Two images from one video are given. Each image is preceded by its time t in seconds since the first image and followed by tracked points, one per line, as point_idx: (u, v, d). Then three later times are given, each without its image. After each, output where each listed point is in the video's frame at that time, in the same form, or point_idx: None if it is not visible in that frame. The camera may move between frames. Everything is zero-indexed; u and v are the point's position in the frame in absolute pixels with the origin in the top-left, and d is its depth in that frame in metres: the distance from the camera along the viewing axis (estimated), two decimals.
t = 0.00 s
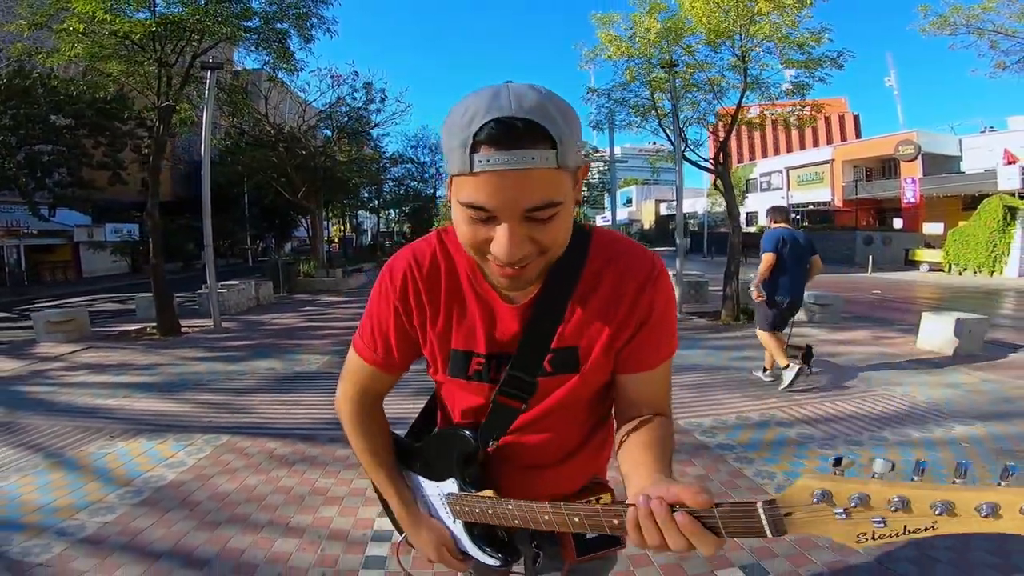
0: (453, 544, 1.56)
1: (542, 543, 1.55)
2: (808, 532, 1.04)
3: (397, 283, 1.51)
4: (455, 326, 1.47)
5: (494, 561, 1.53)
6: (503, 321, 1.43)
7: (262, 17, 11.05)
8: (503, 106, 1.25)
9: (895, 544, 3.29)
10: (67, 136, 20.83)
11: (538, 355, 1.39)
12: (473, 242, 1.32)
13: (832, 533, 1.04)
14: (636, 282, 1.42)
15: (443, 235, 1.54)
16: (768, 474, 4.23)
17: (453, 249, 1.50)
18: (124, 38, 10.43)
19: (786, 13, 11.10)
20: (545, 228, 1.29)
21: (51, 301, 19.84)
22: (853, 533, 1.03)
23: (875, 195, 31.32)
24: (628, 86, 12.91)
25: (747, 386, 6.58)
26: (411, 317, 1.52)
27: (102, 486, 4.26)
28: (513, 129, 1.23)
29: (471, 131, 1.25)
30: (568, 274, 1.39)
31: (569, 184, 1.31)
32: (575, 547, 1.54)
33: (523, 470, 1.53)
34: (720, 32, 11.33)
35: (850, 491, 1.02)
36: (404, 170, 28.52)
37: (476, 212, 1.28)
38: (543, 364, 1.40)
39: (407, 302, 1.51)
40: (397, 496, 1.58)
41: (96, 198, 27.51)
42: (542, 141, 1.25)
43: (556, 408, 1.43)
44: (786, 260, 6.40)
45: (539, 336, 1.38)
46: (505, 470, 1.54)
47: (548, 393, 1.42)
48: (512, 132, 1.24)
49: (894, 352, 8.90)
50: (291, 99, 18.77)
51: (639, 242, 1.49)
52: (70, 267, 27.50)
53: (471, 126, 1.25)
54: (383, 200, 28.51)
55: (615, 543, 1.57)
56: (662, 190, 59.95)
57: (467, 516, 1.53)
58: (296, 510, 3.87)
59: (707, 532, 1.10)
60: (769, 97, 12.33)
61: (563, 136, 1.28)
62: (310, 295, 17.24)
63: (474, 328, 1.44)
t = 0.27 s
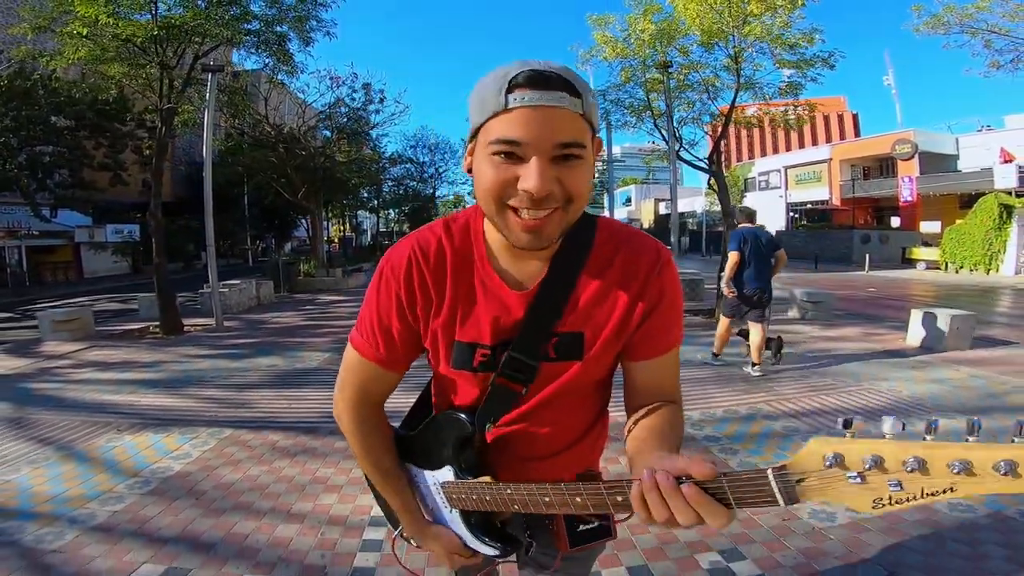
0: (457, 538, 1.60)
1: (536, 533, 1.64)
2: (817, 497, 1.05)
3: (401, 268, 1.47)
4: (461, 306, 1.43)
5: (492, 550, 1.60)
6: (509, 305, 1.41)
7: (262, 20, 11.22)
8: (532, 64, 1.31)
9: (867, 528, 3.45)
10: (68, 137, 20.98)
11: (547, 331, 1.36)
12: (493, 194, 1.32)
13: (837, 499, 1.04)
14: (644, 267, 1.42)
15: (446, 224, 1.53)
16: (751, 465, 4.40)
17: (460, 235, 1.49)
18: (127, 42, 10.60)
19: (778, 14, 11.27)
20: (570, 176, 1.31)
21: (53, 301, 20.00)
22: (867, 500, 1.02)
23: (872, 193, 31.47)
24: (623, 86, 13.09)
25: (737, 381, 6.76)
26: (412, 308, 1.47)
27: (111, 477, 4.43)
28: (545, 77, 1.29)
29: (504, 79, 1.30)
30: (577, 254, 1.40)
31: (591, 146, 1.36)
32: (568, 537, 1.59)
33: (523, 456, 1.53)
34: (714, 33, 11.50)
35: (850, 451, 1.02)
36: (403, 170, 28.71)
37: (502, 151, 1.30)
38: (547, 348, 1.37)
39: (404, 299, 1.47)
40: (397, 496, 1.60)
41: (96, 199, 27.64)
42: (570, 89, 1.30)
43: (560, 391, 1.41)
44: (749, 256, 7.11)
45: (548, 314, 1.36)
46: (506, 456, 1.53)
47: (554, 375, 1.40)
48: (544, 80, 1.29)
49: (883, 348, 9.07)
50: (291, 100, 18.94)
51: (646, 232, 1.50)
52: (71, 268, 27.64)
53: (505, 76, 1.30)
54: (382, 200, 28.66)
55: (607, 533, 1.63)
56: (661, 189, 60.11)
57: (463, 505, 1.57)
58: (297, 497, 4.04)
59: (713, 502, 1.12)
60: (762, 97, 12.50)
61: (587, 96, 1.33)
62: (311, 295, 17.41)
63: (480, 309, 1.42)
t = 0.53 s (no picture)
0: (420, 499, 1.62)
1: (529, 531, 1.72)
2: (744, 285, 1.34)
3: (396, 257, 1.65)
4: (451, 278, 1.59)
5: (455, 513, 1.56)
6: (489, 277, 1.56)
7: (265, 22, 11.40)
8: (512, 91, 1.45)
9: (841, 518, 3.62)
10: (71, 136, 21.16)
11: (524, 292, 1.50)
12: (477, 204, 1.49)
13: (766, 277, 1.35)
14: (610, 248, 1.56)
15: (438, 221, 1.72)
16: (735, 458, 4.57)
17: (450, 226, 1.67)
18: (132, 44, 10.77)
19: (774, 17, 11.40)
20: (534, 194, 1.48)
21: (57, 299, 20.19)
22: (777, 273, 1.35)
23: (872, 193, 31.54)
24: (622, 87, 13.23)
25: (728, 377, 6.94)
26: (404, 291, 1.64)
27: (122, 467, 4.62)
28: (519, 108, 1.43)
29: (486, 110, 1.45)
30: (553, 234, 1.55)
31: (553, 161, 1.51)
32: (564, 537, 1.60)
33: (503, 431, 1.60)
34: (710, 35, 11.64)
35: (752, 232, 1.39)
36: (404, 170, 28.88)
37: (485, 170, 1.46)
38: (527, 309, 1.50)
39: (398, 282, 1.63)
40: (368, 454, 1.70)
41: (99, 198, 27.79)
42: (538, 118, 1.45)
43: (536, 350, 1.51)
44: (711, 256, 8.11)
45: (524, 267, 1.52)
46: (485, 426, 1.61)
47: (529, 334, 1.51)
48: (518, 110, 1.44)
49: (875, 347, 9.22)
50: (293, 101, 19.10)
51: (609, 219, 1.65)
52: (74, 266, 27.83)
53: (486, 105, 1.45)
54: (383, 199, 28.82)
55: (599, 530, 1.66)
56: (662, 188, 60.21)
57: (436, 459, 1.60)
58: (300, 486, 4.23)
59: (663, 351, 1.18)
60: (759, 98, 12.64)
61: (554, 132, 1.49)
62: (313, 294, 17.58)
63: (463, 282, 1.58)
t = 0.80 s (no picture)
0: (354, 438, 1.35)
1: (534, 547, 1.53)
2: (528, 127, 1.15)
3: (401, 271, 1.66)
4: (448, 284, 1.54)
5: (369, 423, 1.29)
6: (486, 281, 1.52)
7: (272, 26, 11.56)
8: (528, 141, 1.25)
9: (829, 513, 3.75)
10: (80, 137, 21.39)
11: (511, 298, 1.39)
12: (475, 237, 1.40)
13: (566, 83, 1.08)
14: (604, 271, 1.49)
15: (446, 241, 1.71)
16: (730, 455, 4.70)
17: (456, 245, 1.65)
18: (142, 46, 10.94)
19: (776, 20, 11.47)
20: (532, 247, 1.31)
21: (66, 298, 20.41)
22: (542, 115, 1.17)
23: (877, 195, 31.53)
24: (625, 90, 13.35)
25: (726, 377, 7.06)
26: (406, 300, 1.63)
27: (136, 461, 4.78)
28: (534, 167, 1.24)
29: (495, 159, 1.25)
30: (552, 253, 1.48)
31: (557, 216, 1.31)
32: (570, 546, 1.48)
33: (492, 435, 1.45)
34: (714, 38, 11.73)
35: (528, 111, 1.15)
36: (408, 170, 29.08)
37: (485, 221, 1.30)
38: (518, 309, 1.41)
39: (401, 285, 1.63)
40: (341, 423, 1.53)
41: (106, 197, 28.01)
42: (546, 179, 1.26)
43: (525, 354, 1.42)
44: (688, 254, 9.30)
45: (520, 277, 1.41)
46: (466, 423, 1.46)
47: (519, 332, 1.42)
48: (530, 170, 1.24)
49: (873, 347, 9.32)
50: (299, 102, 19.30)
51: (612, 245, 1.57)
52: (82, 265, 28.08)
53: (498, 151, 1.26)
54: (388, 200, 29.02)
55: (601, 538, 1.57)
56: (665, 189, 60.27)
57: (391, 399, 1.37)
58: (308, 480, 4.37)
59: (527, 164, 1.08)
60: (761, 100, 12.71)
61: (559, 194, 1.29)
62: (318, 293, 17.77)
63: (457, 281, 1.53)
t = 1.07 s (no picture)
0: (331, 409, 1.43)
1: (539, 553, 1.55)
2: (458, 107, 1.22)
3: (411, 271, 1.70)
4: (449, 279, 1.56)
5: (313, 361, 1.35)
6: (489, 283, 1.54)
7: (280, 28, 11.69)
8: (528, 148, 1.38)
9: (824, 508, 3.84)
10: (87, 137, 21.55)
11: (506, 295, 1.47)
12: (478, 239, 1.50)
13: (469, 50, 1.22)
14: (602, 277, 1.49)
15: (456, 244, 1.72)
16: (728, 450, 4.83)
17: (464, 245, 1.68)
18: (152, 48, 11.08)
19: (779, 23, 11.54)
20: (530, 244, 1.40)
21: (73, 297, 20.57)
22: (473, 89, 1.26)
23: (881, 197, 31.52)
24: (628, 91, 13.43)
25: (725, 376, 7.19)
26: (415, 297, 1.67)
27: (151, 456, 4.92)
28: (527, 172, 1.35)
29: (498, 164, 1.37)
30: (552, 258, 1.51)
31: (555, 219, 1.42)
32: (572, 554, 1.50)
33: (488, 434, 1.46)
34: (718, 40, 11.82)
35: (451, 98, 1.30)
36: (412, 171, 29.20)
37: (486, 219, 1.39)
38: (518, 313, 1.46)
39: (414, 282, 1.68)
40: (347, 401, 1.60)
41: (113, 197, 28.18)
42: (543, 183, 1.36)
43: (521, 350, 1.43)
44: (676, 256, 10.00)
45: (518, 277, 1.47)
46: (458, 418, 1.48)
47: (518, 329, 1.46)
48: (526, 173, 1.36)
49: (873, 348, 9.41)
50: (305, 104, 19.46)
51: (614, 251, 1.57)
52: (89, 265, 28.27)
53: (500, 158, 1.38)
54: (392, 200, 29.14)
55: (605, 547, 1.58)
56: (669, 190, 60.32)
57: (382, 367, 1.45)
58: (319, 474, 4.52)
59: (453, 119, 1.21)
60: (764, 103, 12.78)
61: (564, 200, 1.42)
62: (324, 293, 17.94)
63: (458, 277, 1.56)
